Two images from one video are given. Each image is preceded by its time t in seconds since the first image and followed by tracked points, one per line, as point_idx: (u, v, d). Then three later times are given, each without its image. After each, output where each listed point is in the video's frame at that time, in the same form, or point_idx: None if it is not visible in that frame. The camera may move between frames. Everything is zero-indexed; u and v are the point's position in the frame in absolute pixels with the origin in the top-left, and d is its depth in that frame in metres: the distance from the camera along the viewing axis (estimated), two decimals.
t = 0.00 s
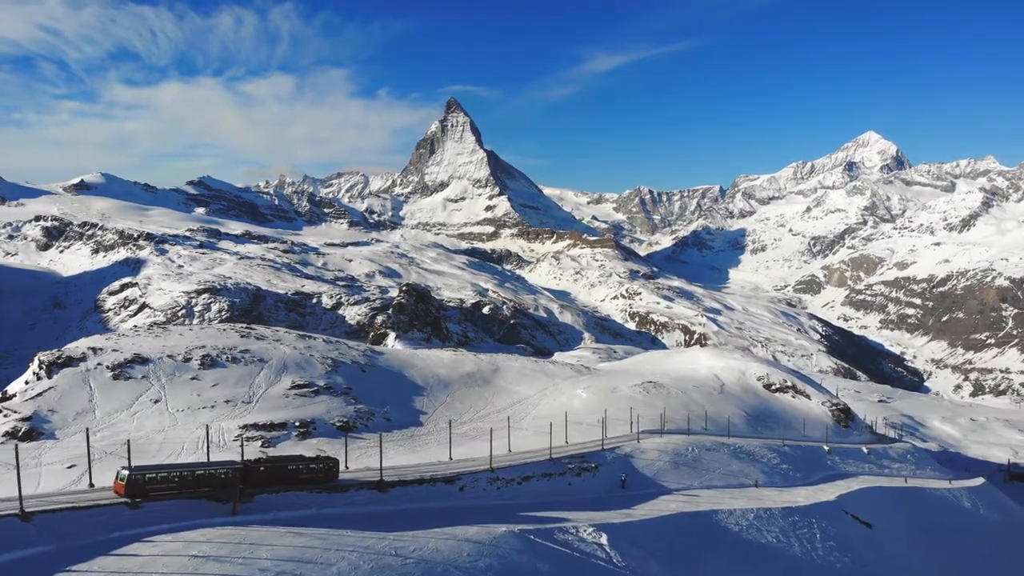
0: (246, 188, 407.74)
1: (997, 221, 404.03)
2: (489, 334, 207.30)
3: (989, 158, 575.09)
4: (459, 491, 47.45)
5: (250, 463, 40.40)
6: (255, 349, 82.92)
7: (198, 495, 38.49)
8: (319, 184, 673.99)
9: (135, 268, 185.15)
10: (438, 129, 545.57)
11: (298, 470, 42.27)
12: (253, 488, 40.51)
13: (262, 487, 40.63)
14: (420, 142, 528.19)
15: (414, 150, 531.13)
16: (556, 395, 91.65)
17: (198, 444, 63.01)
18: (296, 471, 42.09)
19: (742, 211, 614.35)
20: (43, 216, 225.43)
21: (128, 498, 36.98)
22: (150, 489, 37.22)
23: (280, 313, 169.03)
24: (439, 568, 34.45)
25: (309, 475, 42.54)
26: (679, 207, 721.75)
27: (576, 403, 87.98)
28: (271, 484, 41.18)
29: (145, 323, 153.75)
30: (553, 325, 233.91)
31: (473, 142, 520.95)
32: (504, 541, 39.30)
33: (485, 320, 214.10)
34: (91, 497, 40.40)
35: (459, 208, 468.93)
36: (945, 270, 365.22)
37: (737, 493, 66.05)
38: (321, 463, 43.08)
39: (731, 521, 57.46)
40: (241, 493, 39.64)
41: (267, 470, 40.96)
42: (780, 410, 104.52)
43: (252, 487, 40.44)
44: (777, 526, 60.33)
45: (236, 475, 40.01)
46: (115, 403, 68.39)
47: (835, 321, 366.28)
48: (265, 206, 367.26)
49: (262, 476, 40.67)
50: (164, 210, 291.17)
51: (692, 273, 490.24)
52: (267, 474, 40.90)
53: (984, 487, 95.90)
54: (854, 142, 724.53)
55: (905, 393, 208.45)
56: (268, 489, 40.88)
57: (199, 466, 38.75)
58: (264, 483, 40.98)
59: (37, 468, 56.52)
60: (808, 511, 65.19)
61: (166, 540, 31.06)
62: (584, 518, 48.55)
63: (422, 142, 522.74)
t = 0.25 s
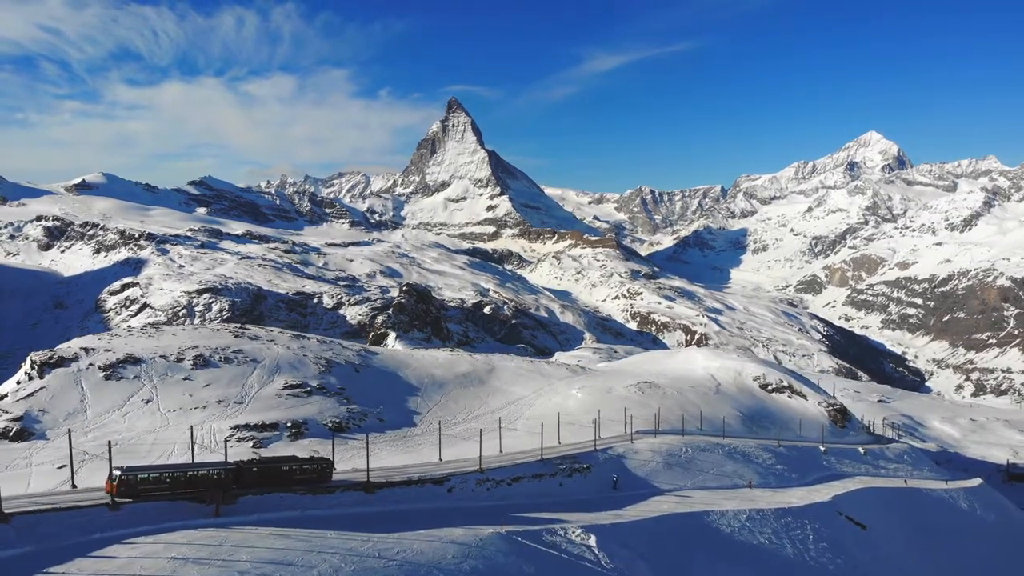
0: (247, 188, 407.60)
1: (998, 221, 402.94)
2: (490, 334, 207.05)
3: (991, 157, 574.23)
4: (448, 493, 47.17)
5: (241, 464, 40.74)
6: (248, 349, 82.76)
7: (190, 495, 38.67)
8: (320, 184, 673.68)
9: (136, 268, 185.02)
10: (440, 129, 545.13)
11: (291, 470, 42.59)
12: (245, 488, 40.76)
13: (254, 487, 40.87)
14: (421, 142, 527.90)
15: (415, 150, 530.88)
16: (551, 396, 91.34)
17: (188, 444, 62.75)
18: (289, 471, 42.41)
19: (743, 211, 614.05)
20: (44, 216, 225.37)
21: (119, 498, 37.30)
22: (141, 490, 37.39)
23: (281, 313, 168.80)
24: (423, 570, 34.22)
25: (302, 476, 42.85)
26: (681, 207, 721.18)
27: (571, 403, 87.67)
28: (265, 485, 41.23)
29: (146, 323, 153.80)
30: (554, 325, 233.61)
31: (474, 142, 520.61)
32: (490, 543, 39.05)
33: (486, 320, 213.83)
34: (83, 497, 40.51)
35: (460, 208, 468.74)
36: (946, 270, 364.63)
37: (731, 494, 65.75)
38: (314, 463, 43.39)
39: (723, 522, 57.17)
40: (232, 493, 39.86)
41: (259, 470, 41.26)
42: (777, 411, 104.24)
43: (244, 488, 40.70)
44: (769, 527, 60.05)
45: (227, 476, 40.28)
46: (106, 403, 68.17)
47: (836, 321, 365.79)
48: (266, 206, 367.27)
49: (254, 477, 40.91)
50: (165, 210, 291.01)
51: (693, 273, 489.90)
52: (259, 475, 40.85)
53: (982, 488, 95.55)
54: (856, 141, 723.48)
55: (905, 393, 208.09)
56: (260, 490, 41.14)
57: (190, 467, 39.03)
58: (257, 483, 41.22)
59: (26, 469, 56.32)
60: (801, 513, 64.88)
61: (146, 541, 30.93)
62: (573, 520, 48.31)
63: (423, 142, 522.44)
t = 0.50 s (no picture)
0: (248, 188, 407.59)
1: (1000, 221, 401.97)
2: (491, 334, 206.87)
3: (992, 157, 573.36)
4: (437, 494, 46.93)
5: (235, 465, 41.39)
6: (242, 349, 82.58)
7: (184, 495, 38.78)
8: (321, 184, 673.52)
9: (137, 268, 184.84)
10: (441, 129, 544.63)
11: (284, 472, 43.21)
12: (238, 489, 41.32)
13: (248, 488, 41.52)
14: (422, 142, 527.55)
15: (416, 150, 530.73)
16: (546, 396, 91.16)
17: (180, 445, 62.60)
18: (282, 472, 43.02)
19: (745, 211, 613.94)
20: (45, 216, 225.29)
21: (113, 498, 37.29)
22: (135, 490, 37.49)
23: (282, 313, 168.70)
24: (408, 572, 34.00)
25: (294, 477, 43.50)
26: (682, 207, 720.83)
27: (566, 404, 87.43)
28: (258, 485, 42.17)
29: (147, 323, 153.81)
30: (555, 325, 233.33)
31: (475, 142, 520.31)
32: (478, 545, 38.84)
33: (487, 320, 213.63)
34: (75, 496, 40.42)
35: (461, 208, 468.59)
36: (947, 270, 364.10)
37: (724, 495, 65.47)
38: (306, 464, 44.17)
39: (716, 524, 56.94)
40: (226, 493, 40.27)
41: (251, 472, 41.88)
42: (773, 411, 104.00)
43: (237, 489, 41.26)
44: (763, 528, 59.75)
45: (221, 478, 40.77)
46: (98, 404, 67.99)
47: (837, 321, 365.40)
48: (267, 206, 367.32)
49: (246, 478, 41.57)
50: (166, 210, 290.87)
51: (694, 273, 489.72)
52: (253, 476, 41.88)
53: (979, 489, 95.21)
54: (857, 142, 722.77)
55: (905, 393, 207.71)
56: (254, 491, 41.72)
57: (184, 467, 39.24)
58: (251, 484, 41.90)
59: (17, 469, 56.14)
60: (795, 514, 64.61)
61: (128, 542, 30.73)
62: (564, 522, 48.06)
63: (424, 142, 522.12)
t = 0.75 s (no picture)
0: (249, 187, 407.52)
1: (1001, 221, 401.23)
2: (492, 334, 206.66)
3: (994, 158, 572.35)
4: (426, 496, 46.72)
5: (230, 465, 40.99)
6: (236, 349, 82.45)
7: (178, 496, 38.72)
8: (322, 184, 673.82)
9: (138, 268, 184.70)
10: (442, 129, 544.15)
11: (279, 472, 42.63)
12: (233, 490, 40.91)
13: (243, 489, 41.07)
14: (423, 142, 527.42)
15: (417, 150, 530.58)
16: (542, 397, 90.98)
17: (172, 445, 62.47)
18: (277, 473, 42.53)
19: (746, 211, 614.09)
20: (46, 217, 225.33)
21: (106, 499, 37.27)
22: (127, 490, 37.41)
23: (283, 313, 168.60)
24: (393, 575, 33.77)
25: (290, 477, 43.00)
26: (683, 207, 720.49)
27: (562, 404, 87.25)
28: (252, 486, 41.59)
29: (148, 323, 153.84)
30: (556, 326, 232.98)
31: (476, 142, 520.03)
32: (465, 546, 38.63)
33: (488, 320, 213.49)
34: (67, 497, 40.47)
35: (462, 208, 468.47)
36: (949, 270, 363.59)
37: (717, 496, 65.23)
38: (301, 464, 43.56)
39: (708, 525, 56.73)
40: (219, 494, 39.95)
41: (246, 472, 41.39)
42: (769, 412, 103.81)
43: (232, 490, 40.84)
44: (756, 529, 59.50)
45: (215, 477, 40.42)
46: (92, 403, 67.88)
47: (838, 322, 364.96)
48: (269, 206, 367.31)
49: (241, 479, 41.06)
50: (167, 210, 290.79)
51: (695, 273, 489.64)
52: (246, 477, 41.24)
53: (976, 489, 94.85)
54: (859, 142, 722.05)
55: (905, 394, 207.32)
56: (249, 492, 41.27)
57: (176, 468, 39.06)
58: (246, 484, 41.37)
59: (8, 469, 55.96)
60: (788, 515, 64.38)
61: (109, 545, 30.53)
62: (554, 523, 47.92)
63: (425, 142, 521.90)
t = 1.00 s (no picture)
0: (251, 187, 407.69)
1: (1003, 221, 400.36)
2: (492, 334, 206.52)
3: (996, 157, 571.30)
4: (417, 497, 46.56)
5: (224, 466, 40.82)
6: (230, 349, 82.37)
7: (172, 496, 38.63)
8: (324, 184, 674.09)
9: (139, 267, 184.71)
10: (443, 129, 544.04)
11: (274, 473, 42.54)
12: (227, 491, 40.77)
13: (237, 490, 40.92)
14: (425, 142, 527.44)
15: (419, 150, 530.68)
16: (538, 397, 90.79)
17: (165, 445, 62.27)
18: (272, 474, 42.39)
19: (748, 212, 613.78)
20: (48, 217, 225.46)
21: (99, 499, 37.18)
22: (120, 490, 37.30)
23: (284, 313, 168.44)
24: None
25: (285, 478, 42.88)
26: (684, 207, 720.29)
27: (558, 404, 87.08)
28: (246, 487, 41.53)
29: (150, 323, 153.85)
30: (557, 325, 232.68)
31: (478, 142, 519.80)
32: (453, 548, 38.41)
33: (489, 320, 213.33)
34: (59, 498, 40.27)
35: (464, 208, 468.32)
36: (951, 271, 362.96)
37: (711, 497, 64.94)
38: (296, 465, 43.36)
39: (701, 526, 56.42)
40: (212, 494, 39.80)
41: (241, 472, 41.23)
42: (766, 412, 103.59)
43: (226, 491, 40.73)
44: (750, 531, 59.18)
45: (210, 478, 40.30)
46: (85, 404, 67.80)
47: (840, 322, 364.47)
48: (271, 206, 367.42)
49: (235, 479, 40.95)
50: (169, 210, 290.85)
51: (697, 273, 489.42)
52: (241, 477, 41.17)
53: (975, 490, 94.47)
54: (861, 142, 721.27)
55: (907, 394, 206.80)
56: (243, 492, 41.16)
57: (171, 468, 38.89)
58: (240, 485, 41.24)
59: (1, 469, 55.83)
60: (783, 516, 64.06)
61: (93, 546, 30.36)
62: (546, 524, 47.68)
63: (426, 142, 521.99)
